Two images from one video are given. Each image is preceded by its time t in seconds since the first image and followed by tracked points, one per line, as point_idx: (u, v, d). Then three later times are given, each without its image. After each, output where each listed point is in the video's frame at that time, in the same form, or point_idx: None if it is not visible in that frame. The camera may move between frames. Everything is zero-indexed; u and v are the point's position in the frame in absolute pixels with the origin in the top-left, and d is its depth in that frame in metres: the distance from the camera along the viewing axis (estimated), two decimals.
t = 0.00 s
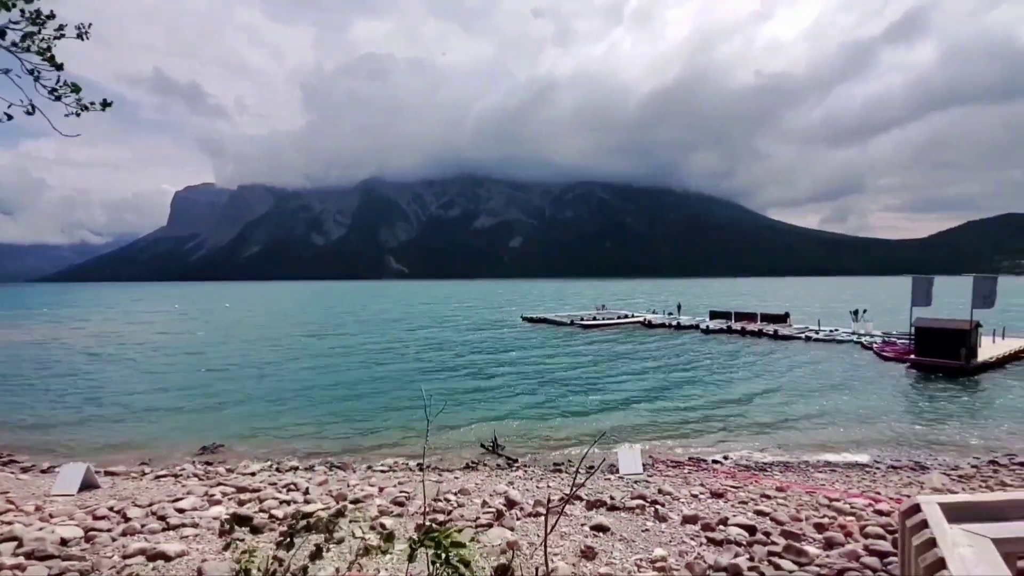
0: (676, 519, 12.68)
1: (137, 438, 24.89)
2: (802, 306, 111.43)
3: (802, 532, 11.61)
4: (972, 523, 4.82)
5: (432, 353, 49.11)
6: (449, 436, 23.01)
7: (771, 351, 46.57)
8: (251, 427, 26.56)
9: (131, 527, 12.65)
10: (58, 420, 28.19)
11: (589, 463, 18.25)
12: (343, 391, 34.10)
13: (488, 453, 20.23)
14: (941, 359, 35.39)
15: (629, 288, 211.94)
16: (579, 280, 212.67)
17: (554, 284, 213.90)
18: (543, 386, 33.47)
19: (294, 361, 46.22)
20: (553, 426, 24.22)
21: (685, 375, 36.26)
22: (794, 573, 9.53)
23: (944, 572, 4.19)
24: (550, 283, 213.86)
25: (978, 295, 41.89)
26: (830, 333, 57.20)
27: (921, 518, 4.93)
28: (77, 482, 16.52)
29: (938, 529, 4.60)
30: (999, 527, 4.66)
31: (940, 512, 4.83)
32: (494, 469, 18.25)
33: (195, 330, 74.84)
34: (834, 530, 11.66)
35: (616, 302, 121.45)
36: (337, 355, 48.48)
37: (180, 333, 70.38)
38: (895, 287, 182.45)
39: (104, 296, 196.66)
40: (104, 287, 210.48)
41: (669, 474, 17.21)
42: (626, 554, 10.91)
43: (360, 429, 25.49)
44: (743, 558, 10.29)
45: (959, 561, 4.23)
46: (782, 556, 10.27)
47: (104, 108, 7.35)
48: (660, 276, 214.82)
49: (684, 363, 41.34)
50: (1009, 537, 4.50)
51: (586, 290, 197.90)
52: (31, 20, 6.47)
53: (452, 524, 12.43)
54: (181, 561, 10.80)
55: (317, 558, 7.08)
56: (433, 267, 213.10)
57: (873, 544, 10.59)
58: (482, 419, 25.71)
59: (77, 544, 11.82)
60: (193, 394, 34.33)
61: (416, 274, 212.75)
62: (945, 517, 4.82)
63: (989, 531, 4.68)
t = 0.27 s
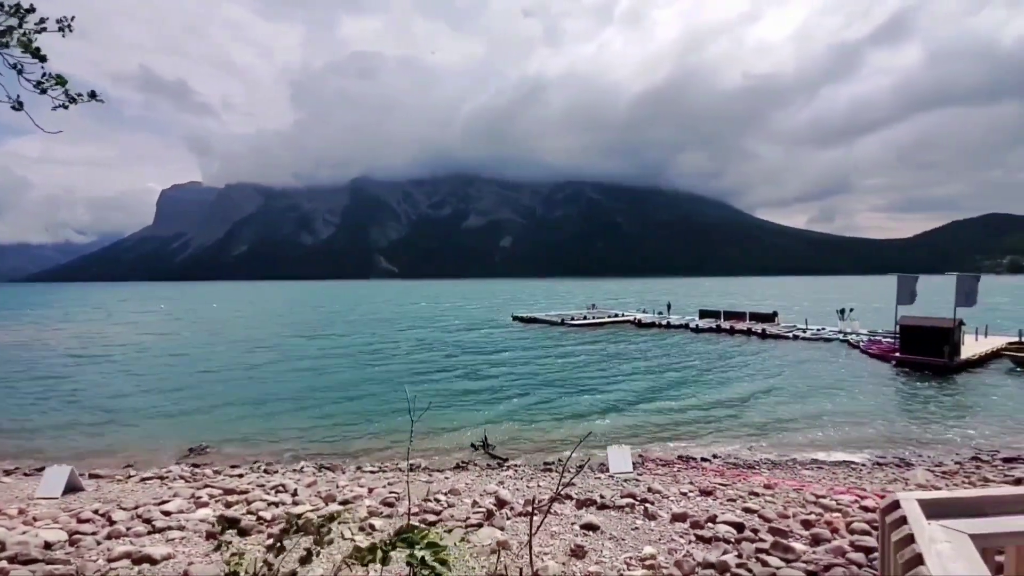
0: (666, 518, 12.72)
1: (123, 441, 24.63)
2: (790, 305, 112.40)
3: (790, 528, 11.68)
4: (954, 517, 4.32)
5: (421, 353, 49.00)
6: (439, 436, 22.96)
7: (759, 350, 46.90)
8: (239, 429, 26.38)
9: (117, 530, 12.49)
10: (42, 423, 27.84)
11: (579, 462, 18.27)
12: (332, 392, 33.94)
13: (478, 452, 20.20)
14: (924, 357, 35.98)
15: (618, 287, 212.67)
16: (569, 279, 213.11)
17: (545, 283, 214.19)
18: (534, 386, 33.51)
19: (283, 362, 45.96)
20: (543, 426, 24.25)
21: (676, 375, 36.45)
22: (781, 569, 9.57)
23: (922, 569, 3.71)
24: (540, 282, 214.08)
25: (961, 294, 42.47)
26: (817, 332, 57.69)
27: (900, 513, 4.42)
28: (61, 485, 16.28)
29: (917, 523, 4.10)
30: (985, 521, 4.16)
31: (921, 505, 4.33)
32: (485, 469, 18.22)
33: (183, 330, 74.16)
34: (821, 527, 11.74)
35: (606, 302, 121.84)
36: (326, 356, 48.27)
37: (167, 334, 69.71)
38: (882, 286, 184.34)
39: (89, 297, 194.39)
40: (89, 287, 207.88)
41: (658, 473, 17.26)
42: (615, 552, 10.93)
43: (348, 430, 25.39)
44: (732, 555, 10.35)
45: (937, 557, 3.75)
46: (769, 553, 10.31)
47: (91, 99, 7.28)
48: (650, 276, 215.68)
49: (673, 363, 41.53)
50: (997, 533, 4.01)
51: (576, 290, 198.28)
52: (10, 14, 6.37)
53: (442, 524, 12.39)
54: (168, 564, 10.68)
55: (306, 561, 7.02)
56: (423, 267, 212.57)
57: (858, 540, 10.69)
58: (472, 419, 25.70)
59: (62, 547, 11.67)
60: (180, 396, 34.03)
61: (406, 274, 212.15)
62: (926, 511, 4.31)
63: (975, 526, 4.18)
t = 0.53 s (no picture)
0: (653, 516, 12.74)
1: (106, 444, 24.26)
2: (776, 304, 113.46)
3: (775, 525, 11.75)
4: (931, 512, 4.37)
5: (409, 353, 48.82)
6: (427, 437, 22.84)
7: (746, 349, 47.26)
8: (224, 431, 26.11)
9: (99, 534, 12.28)
10: (22, 427, 27.34)
11: (568, 461, 18.26)
12: (319, 393, 33.69)
13: (466, 453, 20.11)
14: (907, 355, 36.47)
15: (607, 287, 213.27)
16: (558, 279, 213.57)
17: (533, 283, 214.32)
18: (523, 386, 33.48)
19: (269, 363, 45.60)
20: (531, 426, 24.23)
21: (665, 374, 36.61)
22: (767, 565, 9.61)
23: (897, 565, 3.76)
24: (529, 282, 214.16)
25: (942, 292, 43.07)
26: (802, 331, 58.24)
27: (877, 510, 4.48)
28: (42, 489, 15.94)
29: (893, 520, 4.16)
30: (960, 517, 4.21)
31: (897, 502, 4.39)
32: (474, 469, 18.13)
33: (167, 331, 73.24)
34: (805, 523, 11.82)
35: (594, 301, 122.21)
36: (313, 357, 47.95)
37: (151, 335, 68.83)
38: (867, 286, 186.53)
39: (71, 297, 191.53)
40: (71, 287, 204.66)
41: (646, 471, 17.29)
42: (603, 551, 10.91)
43: (336, 432, 25.23)
44: (718, 552, 10.38)
45: (911, 554, 3.80)
46: (755, 550, 10.36)
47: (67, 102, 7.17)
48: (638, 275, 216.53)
49: (662, 362, 41.68)
50: (973, 530, 4.05)
51: (565, 289, 198.57)
52: None
53: (430, 526, 12.31)
54: (151, 569, 10.49)
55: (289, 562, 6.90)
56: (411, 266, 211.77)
57: (842, 537, 10.77)
58: (460, 420, 25.61)
59: (43, 552, 11.44)
60: (164, 398, 33.61)
61: (394, 274, 211.32)
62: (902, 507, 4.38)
63: (952, 522, 4.22)
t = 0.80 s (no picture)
0: (641, 514, 12.66)
1: (86, 447, 23.79)
2: (762, 305, 114.37)
3: (761, 523, 11.71)
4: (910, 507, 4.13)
5: (397, 354, 48.55)
6: (415, 438, 22.65)
7: (734, 348, 47.47)
8: (208, 434, 25.72)
9: (80, 539, 11.98)
10: None
11: (557, 461, 18.17)
12: (305, 393, 33.31)
13: (455, 453, 19.93)
14: (889, 353, 36.86)
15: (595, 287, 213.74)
16: (547, 279, 213.69)
17: (522, 283, 214.39)
18: (513, 386, 33.30)
19: (255, 364, 45.05)
20: (520, 425, 24.12)
21: (654, 373, 36.61)
22: (753, 563, 9.54)
23: (873, 562, 3.50)
24: (517, 282, 214.16)
25: (924, 291, 43.59)
26: (788, 330, 58.67)
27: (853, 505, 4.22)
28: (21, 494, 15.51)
29: (869, 514, 3.90)
30: (939, 512, 3.97)
31: (875, 496, 4.12)
32: (462, 470, 17.92)
33: (151, 332, 72.23)
34: (790, 520, 11.81)
35: (583, 301, 122.40)
36: (299, 358, 47.50)
37: (135, 336, 67.88)
38: (852, 286, 188.47)
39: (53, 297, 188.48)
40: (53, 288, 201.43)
41: (635, 470, 17.18)
42: (591, 550, 10.79)
43: (321, 433, 24.91)
44: (705, 550, 10.30)
45: (888, 549, 3.55)
46: (741, 547, 10.31)
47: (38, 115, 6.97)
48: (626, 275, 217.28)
49: (650, 361, 41.72)
50: (949, 526, 3.80)
51: (553, 289, 198.82)
52: None
53: (418, 527, 12.11)
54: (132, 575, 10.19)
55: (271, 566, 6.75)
56: (400, 267, 211.07)
57: (826, 534, 10.72)
58: (448, 420, 25.46)
59: (23, 558, 11.14)
60: (147, 400, 33.10)
61: (383, 274, 210.93)
62: (880, 501, 4.12)
63: (930, 517, 3.98)
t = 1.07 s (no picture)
0: (628, 513, 12.62)
1: (66, 451, 23.33)
2: (748, 305, 115.21)
3: (746, 520, 11.70)
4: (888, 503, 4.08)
5: (384, 355, 48.24)
6: (402, 439, 22.49)
7: (721, 348, 47.74)
8: (191, 436, 25.35)
9: (61, 543, 11.70)
10: None
11: (545, 461, 18.09)
12: (291, 394, 32.99)
13: (443, 454, 19.79)
14: (872, 352, 37.26)
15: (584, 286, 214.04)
16: (535, 279, 213.81)
17: (510, 283, 214.25)
18: (502, 386, 33.19)
19: (240, 365, 44.54)
20: (507, 426, 24.03)
21: (642, 373, 36.69)
22: (739, 560, 9.51)
23: (850, 558, 3.44)
24: (506, 283, 213.98)
25: (905, 291, 44.15)
26: (773, 329, 59.10)
27: (832, 501, 4.15)
28: None
29: (846, 510, 3.84)
30: (916, 508, 3.92)
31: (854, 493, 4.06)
32: (450, 470, 17.76)
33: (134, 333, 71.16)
34: (775, 517, 11.82)
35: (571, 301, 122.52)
36: (285, 359, 47.03)
37: (117, 337, 66.81)
38: (837, 286, 190.52)
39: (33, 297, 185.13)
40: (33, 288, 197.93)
41: (622, 470, 17.13)
42: (579, 549, 10.71)
43: (307, 434, 24.65)
44: (691, 547, 10.25)
45: (865, 546, 3.49)
46: (727, 544, 10.28)
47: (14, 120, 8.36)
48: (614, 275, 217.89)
49: (637, 360, 41.80)
50: (926, 521, 3.76)
51: (542, 289, 198.90)
52: None
53: (405, 528, 11.96)
54: None
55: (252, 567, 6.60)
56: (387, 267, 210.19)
57: (811, 530, 10.73)
58: (435, 421, 25.31)
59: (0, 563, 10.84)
60: (129, 403, 32.57)
61: (370, 274, 209.97)
62: (858, 497, 4.06)
63: (907, 513, 3.93)
